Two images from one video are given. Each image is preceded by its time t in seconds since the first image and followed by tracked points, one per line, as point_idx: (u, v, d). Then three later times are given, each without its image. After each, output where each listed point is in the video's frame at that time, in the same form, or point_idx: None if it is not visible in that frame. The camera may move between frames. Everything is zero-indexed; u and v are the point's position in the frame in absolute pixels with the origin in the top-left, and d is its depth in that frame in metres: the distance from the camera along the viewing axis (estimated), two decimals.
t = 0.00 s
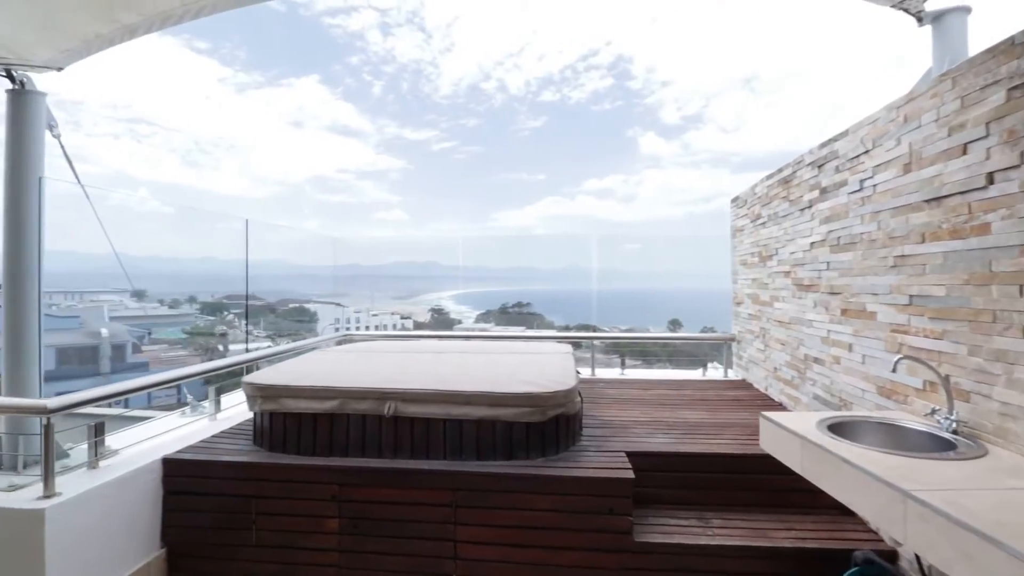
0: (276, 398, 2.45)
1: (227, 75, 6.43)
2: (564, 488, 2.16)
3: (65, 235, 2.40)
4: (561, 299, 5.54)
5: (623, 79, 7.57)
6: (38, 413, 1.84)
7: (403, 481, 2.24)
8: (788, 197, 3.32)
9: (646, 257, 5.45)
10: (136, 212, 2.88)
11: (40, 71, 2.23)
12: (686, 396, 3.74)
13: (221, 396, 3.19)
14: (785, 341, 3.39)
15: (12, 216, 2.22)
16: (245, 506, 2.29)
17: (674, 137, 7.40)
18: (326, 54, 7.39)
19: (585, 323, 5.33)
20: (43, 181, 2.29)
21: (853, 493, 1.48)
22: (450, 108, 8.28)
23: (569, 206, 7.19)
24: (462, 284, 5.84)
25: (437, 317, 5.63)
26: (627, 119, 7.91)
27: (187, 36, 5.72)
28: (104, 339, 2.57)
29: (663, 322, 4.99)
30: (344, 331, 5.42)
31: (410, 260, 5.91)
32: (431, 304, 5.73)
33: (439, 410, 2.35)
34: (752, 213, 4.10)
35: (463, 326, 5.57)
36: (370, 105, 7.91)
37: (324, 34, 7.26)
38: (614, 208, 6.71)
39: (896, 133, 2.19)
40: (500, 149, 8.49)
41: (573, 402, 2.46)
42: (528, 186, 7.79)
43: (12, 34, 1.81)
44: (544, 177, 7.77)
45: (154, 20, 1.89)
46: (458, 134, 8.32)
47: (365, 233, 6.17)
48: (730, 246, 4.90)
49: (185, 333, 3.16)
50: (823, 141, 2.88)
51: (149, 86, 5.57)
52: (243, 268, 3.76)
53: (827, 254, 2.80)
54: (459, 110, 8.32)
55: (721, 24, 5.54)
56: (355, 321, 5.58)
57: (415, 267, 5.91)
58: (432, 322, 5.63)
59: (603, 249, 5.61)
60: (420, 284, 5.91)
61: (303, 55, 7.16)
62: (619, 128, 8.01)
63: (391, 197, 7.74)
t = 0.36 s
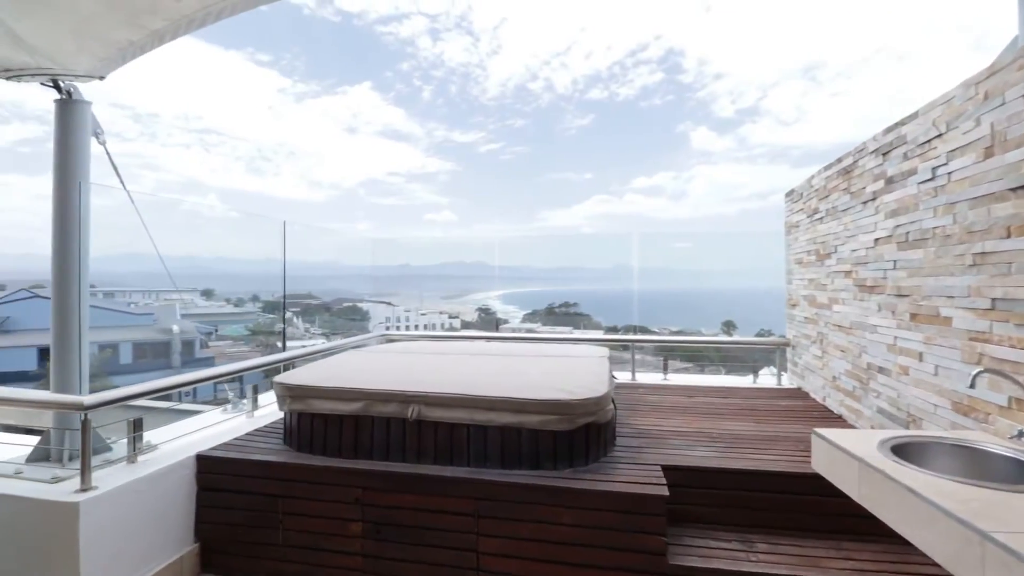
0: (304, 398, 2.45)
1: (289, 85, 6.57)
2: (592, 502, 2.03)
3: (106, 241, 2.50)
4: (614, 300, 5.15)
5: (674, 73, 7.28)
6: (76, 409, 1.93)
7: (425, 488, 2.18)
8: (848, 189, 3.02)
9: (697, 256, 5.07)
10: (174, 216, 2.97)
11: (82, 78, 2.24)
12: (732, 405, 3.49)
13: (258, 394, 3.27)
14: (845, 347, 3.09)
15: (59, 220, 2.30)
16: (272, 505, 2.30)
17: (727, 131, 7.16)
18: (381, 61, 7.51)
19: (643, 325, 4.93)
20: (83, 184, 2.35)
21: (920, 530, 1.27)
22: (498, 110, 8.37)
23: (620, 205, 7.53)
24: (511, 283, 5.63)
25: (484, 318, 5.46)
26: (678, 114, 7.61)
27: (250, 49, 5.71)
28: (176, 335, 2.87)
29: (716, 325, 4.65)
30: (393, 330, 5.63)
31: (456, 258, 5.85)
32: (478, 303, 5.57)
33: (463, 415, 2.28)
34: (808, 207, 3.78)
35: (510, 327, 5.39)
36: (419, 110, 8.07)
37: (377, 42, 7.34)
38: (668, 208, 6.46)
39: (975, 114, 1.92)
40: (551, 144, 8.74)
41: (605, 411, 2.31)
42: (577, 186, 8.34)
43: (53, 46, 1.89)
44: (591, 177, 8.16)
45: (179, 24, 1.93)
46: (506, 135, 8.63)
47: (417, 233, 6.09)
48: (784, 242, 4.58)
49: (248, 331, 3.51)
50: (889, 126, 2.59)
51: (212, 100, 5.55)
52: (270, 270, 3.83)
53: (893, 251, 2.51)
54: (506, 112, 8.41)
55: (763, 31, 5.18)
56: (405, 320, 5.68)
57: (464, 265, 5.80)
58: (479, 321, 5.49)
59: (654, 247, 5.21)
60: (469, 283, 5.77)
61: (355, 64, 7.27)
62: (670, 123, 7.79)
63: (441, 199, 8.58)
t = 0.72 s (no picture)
0: (317, 401, 2.43)
1: (337, 91, 7.18)
2: (606, 521, 1.89)
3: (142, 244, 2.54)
4: (656, 299, 4.88)
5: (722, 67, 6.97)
6: (91, 409, 1.95)
7: (434, 498, 2.10)
8: (904, 181, 2.74)
9: (746, 254, 4.72)
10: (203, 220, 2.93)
11: (106, 86, 2.30)
12: (771, 416, 3.24)
13: (282, 394, 3.29)
14: (901, 356, 2.79)
15: (88, 222, 2.35)
16: (284, 508, 2.29)
17: (779, 124, 6.72)
18: (424, 63, 7.79)
19: (682, 326, 4.68)
20: (106, 189, 2.38)
21: None
22: (540, 109, 8.62)
23: (660, 204, 7.13)
24: (555, 282, 5.43)
25: (525, 318, 5.32)
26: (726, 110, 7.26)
27: (301, 58, 6.33)
28: (230, 332, 2.97)
29: (765, 326, 4.33)
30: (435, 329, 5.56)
31: (490, 258, 5.73)
32: (519, 303, 5.45)
33: (475, 423, 2.19)
34: (860, 202, 3.47)
35: (551, 328, 5.22)
36: (462, 112, 8.42)
37: (420, 47, 7.64)
38: (715, 207, 6.17)
39: None
40: (590, 144, 8.71)
41: (625, 422, 2.16)
42: (620, 184, 8.17)
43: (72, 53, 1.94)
44: (632, 174, 8.11)
45: (187, 27, 1.94)
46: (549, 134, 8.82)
47: (460, 233, 5.95)
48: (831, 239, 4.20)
49: (298, 329, 3.62)
50: (950, 108, 2.31)
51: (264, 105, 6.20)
52: (303, 272, 3.77)
53: (956, 250, 2.23)
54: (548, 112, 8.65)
55: (812, 21, 4.72)
56: (446, 319, 5.54)
57: (503, 265, 5.67)
58: (521, 321, 5.34)
59: (692, 245, 4.95)
60: (509, 283, 5.63)
61: (402, 65, 7.63)
62: (716, 117, 7.48)
63: (482, 199, 8.82)
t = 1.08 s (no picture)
0: (323, 403, 2.40)
1: (373, 95, 7.48)
2: (612, 539, 1.77)
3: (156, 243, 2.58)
4: (688, 299, 4.69)
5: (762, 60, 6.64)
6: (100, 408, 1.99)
7: (434, 507, 2.03)
8: (954, 171, 2.49)
9: (787, 255, 4.44)
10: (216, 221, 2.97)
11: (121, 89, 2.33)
12: (804, 427, 3.02)
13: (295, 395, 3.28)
14: (950, 364, 2.54)
15: (103, 222, 2.36)
16: (288, 511, 2.27)
17: (824, 118, 6.22)
18: (457, 67, 7.89)
19: (716, 326, 4.45)
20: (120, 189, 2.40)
21: None
22: (574, 108, 8.48)
23: (696, 201, 6.69)
24: (589, 282, 5.28)
25: (558, 318, 5.19)
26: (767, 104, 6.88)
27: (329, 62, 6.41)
28: (270, 331, 3.24)
29: (809, 328, 4.06)
30: (468, 328, 5.53)
31: (518, 260, 5.57)
32: (551, 302, 5.31)
33: (478, 430, 2.10)
34: (905, 196, 3.20)
35: (584, 328, 5.09)
36: (496, 112, 8.46)
37: (454, 47, 7.69)
38: (756, 205, 5.87)
39: None
40: (625, 143, 8.45)
41: (637, 433, 2.03)
42: (654, 181, 7.79)
43: (79, 55, 1.97)
44: (670, 172, 7.67)
45: (185, 25, 1.95)
46: (583, 132, 8.62)
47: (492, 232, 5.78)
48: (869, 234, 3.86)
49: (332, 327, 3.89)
50: (1005, 89, 2.08)
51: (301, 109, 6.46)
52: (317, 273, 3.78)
53: (1012, 247, 2.00)
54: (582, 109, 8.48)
55: (860, 9, 4.40)
56: (479, 319, 5.53)
57: (531, 266, 5.50)
58: (552, 321, 5.27)
59: (722, 244, 4.72)
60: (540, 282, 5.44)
61: (436, 69, 7.70)
62: (758, 111, 7.16)
63: (514, 199, 8.48)
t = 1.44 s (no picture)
0: (317, 404, 2.35)
1: (399, 98, 7.61)
2: (608, 554, 1.66)
3: (151, 241, 2.54)
4: (707, 300, 4.51)
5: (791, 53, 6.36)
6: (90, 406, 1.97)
7: (425, 515, 1.95)
8: (993, 158, 2.28)
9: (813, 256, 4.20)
10: (217, 220, 2.93)
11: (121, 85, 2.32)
12: (826, 435, 2.84)
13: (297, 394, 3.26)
14: (988, 370, 2.34)
15: (98, 220, 2.34)
16: (281, 514, 2.23)
17: (859, 112, 5.80)
18: (479, 66, 7.87)
19: (743, 326, 4.26)
20: (113, 187, 2.36)
21: None
22: (598, 105, 8.29)
23: (723, 198, 6.41)
24: (611, 281, 5.19)
25: (581, 317, 5.07)
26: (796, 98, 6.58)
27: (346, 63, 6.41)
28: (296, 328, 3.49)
29: (841, 329, 3.85)
30: (491, 328, 5.44)
31: (534, 260, 5.45)
32: (574, 302, 5.18)
33: (471, 435, 2.01)
34: (939, 187, 2.98)
35: (607, 327, 4.93)
36: (519, 112, 8.40)
37: (478, 48, 7.71)
38: (784, 202, 5.60)
39: None
40: (651, 142, 8.09)
41: (639, 441, 1.91)
42: (680, 181, 7.41)
43: (72, 53, 1.98)
44: (696, 169, 7.24)
45: (168, 17, 1.94)
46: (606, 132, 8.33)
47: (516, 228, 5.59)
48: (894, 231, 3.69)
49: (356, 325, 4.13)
50: None
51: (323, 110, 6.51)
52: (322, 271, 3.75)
53: None
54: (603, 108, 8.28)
55: None
56: (501, 319, 5.40)
57: (545, 266, 5.39)
58: (574, 320, 5.13)
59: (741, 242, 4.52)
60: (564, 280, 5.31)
61: (458, 70, 7.69)
62: (787, 106, 6.79)
63: (538, 199, 8.19)
